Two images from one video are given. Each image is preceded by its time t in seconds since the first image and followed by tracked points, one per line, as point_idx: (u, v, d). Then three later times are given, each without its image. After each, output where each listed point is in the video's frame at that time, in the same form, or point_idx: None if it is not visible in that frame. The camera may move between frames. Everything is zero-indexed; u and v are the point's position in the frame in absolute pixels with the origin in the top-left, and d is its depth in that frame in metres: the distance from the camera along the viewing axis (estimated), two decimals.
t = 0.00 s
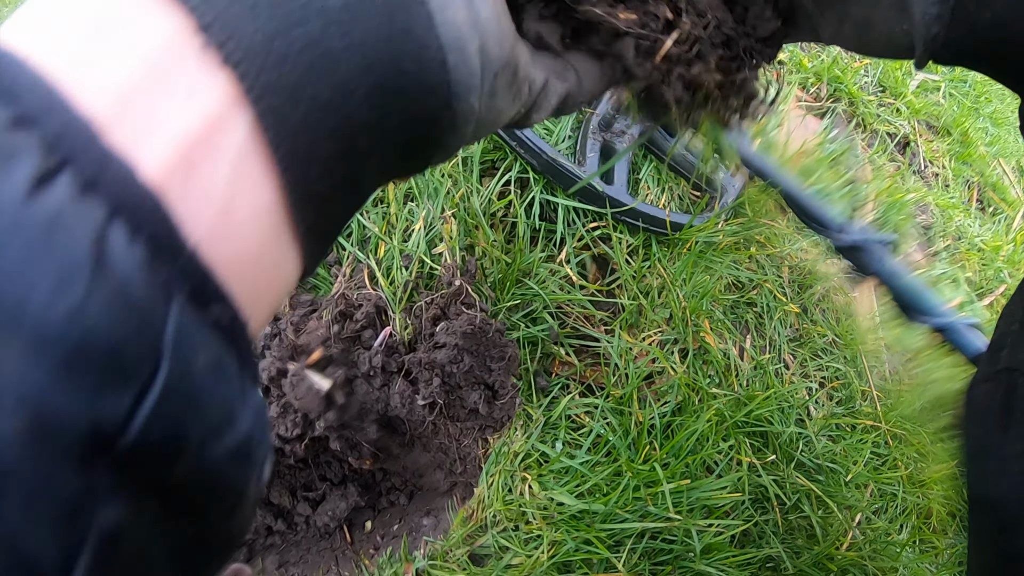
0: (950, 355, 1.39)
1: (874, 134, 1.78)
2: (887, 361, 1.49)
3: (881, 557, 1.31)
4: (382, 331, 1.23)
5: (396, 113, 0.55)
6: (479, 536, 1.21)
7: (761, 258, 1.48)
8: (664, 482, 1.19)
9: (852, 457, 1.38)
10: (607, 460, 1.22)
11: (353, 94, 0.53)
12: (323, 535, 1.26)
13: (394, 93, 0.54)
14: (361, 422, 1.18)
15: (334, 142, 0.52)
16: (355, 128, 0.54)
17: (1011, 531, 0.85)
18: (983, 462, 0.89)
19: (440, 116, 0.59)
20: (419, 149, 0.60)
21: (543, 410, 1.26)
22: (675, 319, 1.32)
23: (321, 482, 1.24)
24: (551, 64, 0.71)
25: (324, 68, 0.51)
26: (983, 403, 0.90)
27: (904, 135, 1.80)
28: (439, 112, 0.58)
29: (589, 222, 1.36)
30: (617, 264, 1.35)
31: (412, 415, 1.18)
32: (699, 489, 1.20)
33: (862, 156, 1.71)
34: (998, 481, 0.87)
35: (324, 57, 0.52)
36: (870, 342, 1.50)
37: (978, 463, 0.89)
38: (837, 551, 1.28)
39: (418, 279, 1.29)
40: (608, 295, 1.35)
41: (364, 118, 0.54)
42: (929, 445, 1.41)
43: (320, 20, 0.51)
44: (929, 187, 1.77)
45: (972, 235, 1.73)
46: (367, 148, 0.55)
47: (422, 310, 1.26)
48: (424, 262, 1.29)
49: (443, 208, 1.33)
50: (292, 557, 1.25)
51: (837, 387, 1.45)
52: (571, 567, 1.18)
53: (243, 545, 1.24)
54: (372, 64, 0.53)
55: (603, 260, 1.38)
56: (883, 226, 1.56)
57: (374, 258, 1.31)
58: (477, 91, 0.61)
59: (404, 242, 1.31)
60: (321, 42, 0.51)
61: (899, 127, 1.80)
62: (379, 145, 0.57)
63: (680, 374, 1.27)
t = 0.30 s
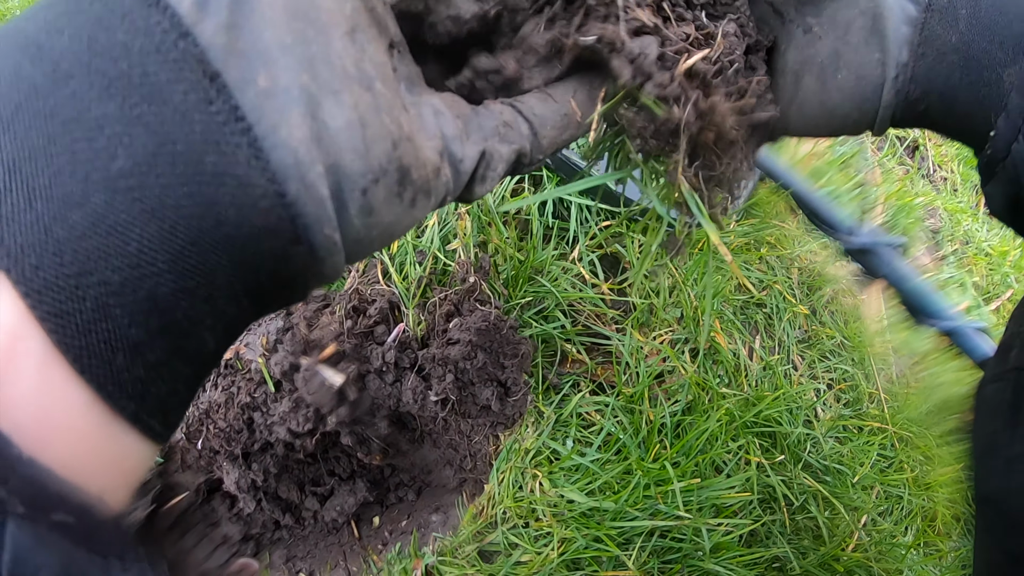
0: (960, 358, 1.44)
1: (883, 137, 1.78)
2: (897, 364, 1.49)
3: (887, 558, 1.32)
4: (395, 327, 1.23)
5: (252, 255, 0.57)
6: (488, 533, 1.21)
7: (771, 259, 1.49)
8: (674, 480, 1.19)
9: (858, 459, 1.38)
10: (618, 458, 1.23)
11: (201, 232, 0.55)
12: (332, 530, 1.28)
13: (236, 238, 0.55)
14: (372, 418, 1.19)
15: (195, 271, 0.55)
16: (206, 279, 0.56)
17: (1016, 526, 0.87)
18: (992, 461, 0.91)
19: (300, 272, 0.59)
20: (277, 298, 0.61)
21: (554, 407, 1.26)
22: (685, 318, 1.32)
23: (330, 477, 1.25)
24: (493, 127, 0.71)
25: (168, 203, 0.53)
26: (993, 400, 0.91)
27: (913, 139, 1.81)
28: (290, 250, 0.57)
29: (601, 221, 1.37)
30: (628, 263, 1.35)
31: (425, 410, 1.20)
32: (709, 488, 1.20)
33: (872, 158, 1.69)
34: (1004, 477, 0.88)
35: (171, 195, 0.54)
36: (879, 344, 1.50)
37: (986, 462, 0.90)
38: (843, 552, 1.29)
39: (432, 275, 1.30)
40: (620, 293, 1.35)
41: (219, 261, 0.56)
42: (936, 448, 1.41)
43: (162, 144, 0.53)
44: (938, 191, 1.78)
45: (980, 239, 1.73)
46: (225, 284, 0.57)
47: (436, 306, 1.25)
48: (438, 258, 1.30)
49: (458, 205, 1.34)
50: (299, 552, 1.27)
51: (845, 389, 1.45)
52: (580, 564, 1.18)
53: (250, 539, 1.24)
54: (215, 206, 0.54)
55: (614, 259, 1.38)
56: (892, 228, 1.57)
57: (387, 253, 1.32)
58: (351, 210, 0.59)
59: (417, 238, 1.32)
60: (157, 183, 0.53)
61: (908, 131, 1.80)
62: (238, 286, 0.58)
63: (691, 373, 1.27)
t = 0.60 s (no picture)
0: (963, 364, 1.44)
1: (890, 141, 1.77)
2: (899, 369, 1.49)
3: (890, 563, 1.31)
4: (400, 327, 1.23)
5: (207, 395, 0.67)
6: (491, 534, 1.21)
7: (776, 262, 1.49)
8: (679, 484, 1.18)
9: (861, 464, 1.38)
10: (621, 461, 1.22)
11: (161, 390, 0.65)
12: (333, 529, 1.27)
13: (194, 387, 0.66)
14: (376, 417, 1.20)
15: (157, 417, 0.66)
16: (157, 429, 0.66)
17: (1018, 531, 0.86)
18: (998, 466, 0.90)
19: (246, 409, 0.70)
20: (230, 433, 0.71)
21: (559, 409, 1.26)
22: (691, 321, 1.31)
23: (332, 476, 1.25)
24: (434, 227, 0.79)
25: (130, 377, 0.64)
26: (998, 407, 0.91)
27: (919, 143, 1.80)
28: (238, 396, 0.68)
29: (607, 222, 1.37)
30: (634, 265, 1.35)
31: (428, 411, 1.19)
32: (712, 492, 1.20)
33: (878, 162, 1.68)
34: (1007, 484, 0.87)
35: (120, 371, 0.64)
36: (883, 349, 1.49)
37: (992, 467, 0.90)
38: (845, 557, 1.29)
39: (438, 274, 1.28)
40: (625, 295, 1.35)
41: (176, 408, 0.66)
42: (939, 454, 1.41)
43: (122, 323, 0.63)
44: (943, 196, 1.78)
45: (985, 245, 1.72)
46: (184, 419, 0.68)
47: (441, 307, 1.26)
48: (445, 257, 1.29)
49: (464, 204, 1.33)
50: (300, 551, 1.26)
51: (849, 394, 1.44)
52: (582, 567, 1.18)
53: (250, 538, 1.24)
54: (172, 365, 0.65)
55: (619, 260, 1.38)
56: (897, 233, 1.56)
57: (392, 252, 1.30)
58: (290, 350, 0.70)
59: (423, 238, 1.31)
60: (109, 361, 0.63)
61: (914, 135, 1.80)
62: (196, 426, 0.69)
63: (696, 377, 1.26)
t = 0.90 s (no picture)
0: (964, 373, 1.41)
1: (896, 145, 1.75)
2: (902, 376, 1.48)
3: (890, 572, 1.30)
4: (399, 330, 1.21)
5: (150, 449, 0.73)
6: (488, 540, 1.19)
7: (780, 266, 1.46)
8: (679, 492, 1.17)
9: (864, 472, 1.36)
10: (621, 467, 1.21)
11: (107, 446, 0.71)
12: (328, 533, 1.25)
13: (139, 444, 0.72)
14: (372, 421, 1.19)
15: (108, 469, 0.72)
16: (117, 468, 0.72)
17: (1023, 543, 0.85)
18: (1002, 477, 0.88)
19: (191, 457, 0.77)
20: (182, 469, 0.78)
21: (558, 414, 1.24)
22: (693, 325, 1.30)
23: (328, 479, 1.23)
24: (397, 273, 0.87)
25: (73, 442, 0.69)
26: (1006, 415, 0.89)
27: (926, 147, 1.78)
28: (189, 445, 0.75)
29: (609, 224, 1.35)
30: (636, 268, 1.34)
31: (426, 415, 1.18)
32: (713, 500, 1.18)
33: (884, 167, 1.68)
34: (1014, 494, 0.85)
35: (77, 432, 0.69)
36: (885, 355, 1.48)
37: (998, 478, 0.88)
38: (846, 565, 1.27)
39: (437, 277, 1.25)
40: (626, 298, 1.33)
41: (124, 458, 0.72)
42: (941, 462, 1.40)
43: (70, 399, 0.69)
44: (947, 201, 1.76)
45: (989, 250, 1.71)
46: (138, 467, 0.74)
47: (440, 309, 1.23)
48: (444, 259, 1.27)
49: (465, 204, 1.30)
50: (295, 554, 1.25)
51: (852, 400, 1.43)
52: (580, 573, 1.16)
53: (245, 541, 1.23)
54: (119, 426, 0.71)
55: (621, 263, 1.37)
56: (902, 238, 1.54)
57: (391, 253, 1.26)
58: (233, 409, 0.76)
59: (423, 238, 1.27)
60: (67, 431, 0.69)
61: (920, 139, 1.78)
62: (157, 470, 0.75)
63: (698, 382, 1.25)
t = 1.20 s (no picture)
0: (959, 374, 1.37)
1: (892, 146, 1.75)
2: (897, 377, 1.47)
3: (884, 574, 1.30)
4: (391, 331, 1.20)
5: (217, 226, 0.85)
6: (480, 541, 1.18)
7: (775, 268, 1.45)
8: (671, 493, 1.17)
9: (857, 474, 1.36)
10: (614, 469, 1.20)
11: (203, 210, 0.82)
12: (322, 532, 1.25)
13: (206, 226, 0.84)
14: (365, 420, 1.16)
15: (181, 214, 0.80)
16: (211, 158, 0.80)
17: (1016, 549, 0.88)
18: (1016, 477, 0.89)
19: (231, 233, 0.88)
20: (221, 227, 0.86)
21: (551, 415, 1.24)
22: (687, 327, 1.30)
23: (321, 479, 1.24)
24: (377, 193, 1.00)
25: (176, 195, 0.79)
26: None
27: (922, 148, 1.78)
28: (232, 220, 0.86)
29: (603, 225, 1.34)
30: (630, 269, 1.33)
31: (418, 416, 1.18)
32: (706, 502, 1.18)
33: (879, 168, 1.67)
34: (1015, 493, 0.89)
35: (172, 202, 0.79)
36: (880, 357, 1.48)
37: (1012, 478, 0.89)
38: (840, 567, 1.27)
39: (429, 278, 1.24)
40: (620, 299, 1.32)
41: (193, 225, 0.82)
42: (936, 464, 1.40)
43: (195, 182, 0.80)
44: (944, 202, 1.75)
45: (985, 252, 1.70)
46: (186, 245, 0.84)
47: (432, 310, 1.22)
48: (437, 260, 1.24)
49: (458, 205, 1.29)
50: (288, 555, 1.24)
51: (847, 402, 1.42)
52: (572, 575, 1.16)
53: (237, 541, 1.21)
54: (221, 210, 0.83)
55: (615, 264, 1.36)
56: (898, 239, 1.54)
57: (383, 254, 1.25)
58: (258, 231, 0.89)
59: (415, 239, 1.25)
60: (184, 166, 0.79)
61: (916, 140, 1.77)
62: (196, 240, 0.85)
63: (691, 384, 1.25)
